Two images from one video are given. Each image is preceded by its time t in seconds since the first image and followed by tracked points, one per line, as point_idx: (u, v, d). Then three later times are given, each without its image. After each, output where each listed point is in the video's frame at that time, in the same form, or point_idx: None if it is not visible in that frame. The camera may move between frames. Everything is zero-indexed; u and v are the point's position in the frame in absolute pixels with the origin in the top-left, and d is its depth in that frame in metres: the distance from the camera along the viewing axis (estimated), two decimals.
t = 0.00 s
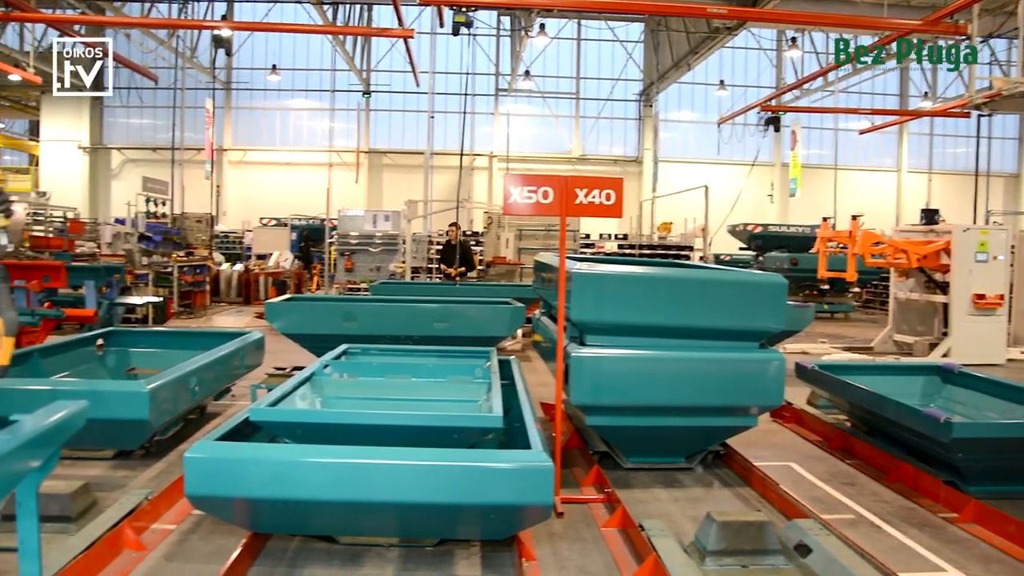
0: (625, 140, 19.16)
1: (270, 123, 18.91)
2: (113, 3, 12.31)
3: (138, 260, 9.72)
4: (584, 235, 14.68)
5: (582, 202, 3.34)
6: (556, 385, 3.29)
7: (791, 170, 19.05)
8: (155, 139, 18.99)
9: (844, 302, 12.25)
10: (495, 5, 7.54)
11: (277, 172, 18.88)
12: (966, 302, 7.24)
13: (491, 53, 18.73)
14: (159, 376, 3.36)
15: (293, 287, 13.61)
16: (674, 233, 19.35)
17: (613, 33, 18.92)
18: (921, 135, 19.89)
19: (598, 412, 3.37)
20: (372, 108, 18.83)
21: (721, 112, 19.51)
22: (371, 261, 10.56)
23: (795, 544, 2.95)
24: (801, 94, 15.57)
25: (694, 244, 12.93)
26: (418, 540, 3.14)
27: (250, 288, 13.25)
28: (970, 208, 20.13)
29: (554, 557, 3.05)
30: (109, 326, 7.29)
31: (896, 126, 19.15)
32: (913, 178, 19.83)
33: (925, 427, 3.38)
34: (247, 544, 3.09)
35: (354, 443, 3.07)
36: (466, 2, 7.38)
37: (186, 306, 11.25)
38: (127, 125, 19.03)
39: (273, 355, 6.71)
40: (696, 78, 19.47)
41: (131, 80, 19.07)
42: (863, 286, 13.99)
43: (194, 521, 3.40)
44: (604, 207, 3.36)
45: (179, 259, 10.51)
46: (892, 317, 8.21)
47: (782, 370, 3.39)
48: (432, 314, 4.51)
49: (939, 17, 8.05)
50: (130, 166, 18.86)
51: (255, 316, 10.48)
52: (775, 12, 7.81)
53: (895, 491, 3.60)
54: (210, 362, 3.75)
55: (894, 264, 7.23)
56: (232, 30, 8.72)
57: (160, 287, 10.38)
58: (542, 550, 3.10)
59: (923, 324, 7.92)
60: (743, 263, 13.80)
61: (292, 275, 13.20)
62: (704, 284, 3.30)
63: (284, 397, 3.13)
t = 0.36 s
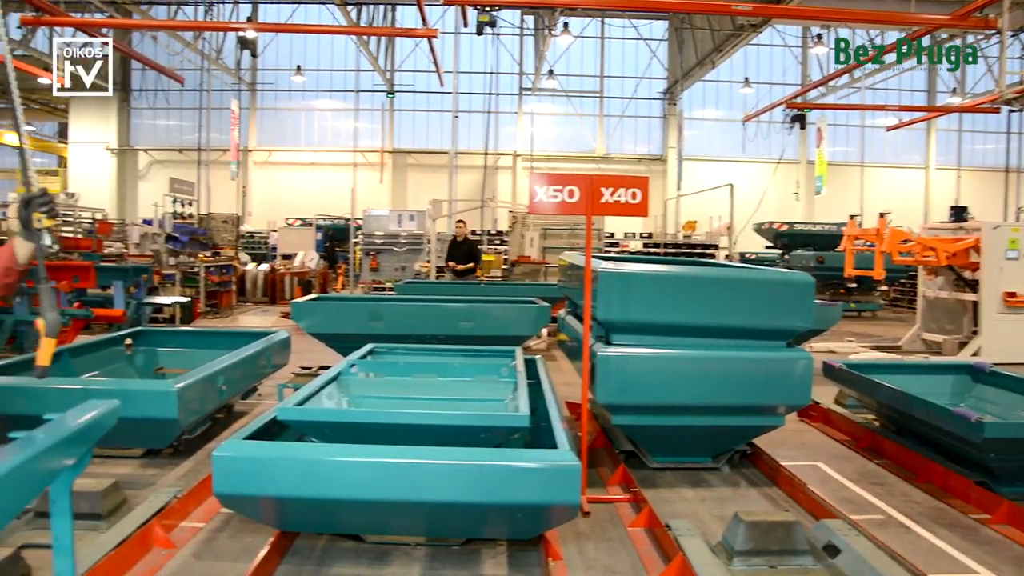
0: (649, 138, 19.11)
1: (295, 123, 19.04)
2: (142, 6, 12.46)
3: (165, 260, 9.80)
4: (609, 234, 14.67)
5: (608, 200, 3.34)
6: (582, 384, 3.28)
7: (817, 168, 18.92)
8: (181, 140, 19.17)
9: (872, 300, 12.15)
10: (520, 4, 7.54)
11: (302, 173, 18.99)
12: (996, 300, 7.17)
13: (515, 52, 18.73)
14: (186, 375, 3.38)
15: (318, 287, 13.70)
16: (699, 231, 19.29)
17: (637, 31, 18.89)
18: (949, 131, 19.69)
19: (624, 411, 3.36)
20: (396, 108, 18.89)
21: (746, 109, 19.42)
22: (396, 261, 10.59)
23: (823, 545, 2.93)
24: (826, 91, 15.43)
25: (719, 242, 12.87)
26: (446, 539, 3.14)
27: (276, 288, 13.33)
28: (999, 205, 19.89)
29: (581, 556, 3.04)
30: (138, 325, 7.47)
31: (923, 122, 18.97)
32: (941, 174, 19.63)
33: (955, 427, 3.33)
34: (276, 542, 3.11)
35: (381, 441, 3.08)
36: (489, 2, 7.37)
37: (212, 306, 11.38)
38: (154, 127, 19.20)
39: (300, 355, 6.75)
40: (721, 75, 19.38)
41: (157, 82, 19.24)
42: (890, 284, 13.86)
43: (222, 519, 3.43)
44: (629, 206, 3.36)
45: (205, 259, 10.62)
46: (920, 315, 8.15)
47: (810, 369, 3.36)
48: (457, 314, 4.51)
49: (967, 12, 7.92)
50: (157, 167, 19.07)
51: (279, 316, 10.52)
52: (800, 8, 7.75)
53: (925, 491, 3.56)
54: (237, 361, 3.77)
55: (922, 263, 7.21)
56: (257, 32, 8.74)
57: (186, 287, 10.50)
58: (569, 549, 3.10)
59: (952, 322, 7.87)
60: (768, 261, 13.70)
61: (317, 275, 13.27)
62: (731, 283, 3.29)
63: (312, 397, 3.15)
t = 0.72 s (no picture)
0: (668, 138, 19.07)
1: (315, 125, 19.15)
2: (164, 9, 12.58)
3: (187, 261, 9.84)
4: (628, 234, 14.66)
5: (629, 200, 3.34)
6: (603, 384, 3.28)
7: (838, 166, 18.82)
8: (202, 142, 19.33)
9: (893, 299, 12.07)
10: (539, 4, 7.52)
11: (323, 174, 19.09)
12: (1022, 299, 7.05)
13: (534, 52, 18.73)
14: (209, 375, 3.41)
15: (339, 287, 13.78)
16: (719, 230, 19.22)
17: (655, 29, 18.84)
18: (972, 128, 19.51)
19: (645, 411, 3.35)
20: (415, 108, 18.95)
21: (766, 108, 19.34)
22: (416, 261, 10.66)
23: (847, 546, 2.90)
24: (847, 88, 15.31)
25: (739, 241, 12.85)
26: (466, 538, 3.15)
27: (296, 289, 13.37)
28: None
29: (602, 557, 3.03)
30: (159, 326, 7.56)
31: (945, 119, 18.81)
32: (964, 172, 19.46)
33: (980, 427, 3.30)
34: (298, 542, 3.12)
35: (401, 441, 3.08)
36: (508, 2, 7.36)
37: (234, 306, 11.51)
38: (175, 129, 19.37)
39: (320, 355, 6.79)
40: (740, 74, 19.34)
41: (178, 85, 19.38)
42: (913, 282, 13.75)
43: (244, 519, 3.44)
44: (651, 205, 3.36)
45: (226, 261, 10.70)
46: (944, 314, 8.08)
47: (832, 368, 3.34)
48: (477, 314, 4.51)
49: (991, 8, 7.82)
50: (178, 169, 19.28)
51: (300, 316, 10.59)
52: (821, 5, 7.69)
53: (950, 492, 3.52)
54: (259, 361, 3.79)
55: (946, 261, 7.19)
56: (277, 34, 8.75)
57: (208, 287, 10.62)
58: (590, 550, 3.09)
59: (976, 321, 7.81)
60: (789, 260, 13.63)
61: (338, 276, 13.32)
62: (752, 282, 3.27)
63: (333, 397, 3.16)
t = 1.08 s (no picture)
0: (683, 138, 19.01)
1: (330, 127, 19.20)
2: (180, 13, 12.64)
3: (203, 263, 9.86)
4: (644, 234, 14.66)
5: (645, 200, 3.35)
6: (619, 385, 3.27)
7: (854, 166, 18.72)
8: (218, 144, 19.43)
9: (910, 300, 12.00)
10: (555, 5, 7.51)
11: (338, 175, 19.15)
12: None
13: (548, 53, 18.71)
14: (226, 377, 3.43)
15: (354, 288, 13.86)
16: (735, 230, 19.14)
17: (670, 30, 18.79)
18: (990, 127, 19.35)
19: (661, 412, 3.34)
20: (430, 110, 18.98)
21: (781, 107, 19.26)
22: (432, 263, 10.68)
23: (865, 548, 2.88)
24: (864, 87, 15.22)
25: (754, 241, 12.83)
26: (484, 539, 3.14)
27: (312, 291, 13.35)
28: None
29: (619, 558, 3.02)
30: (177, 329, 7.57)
31: (963, 117, 18.68)
32: (982, 171, 19.30)
33: (1000, 428, 3.27)
34: (315, 543, 3.13)
35: (417, 442, 3.10)
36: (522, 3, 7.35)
37: (250, 308, 11.60)
38: (191, 132, 19.47)
39: (337, 356, 6.82)
40: (756, 73, 19.28)
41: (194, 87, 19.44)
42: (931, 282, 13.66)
43: (261, 520, 3.45)
44: (667, 205, 3.36)
45: (242, 262, 10.80)
46: (962, 314, 8.02)
47: (850, 368, 3.32)
48: (492, 315, 4.51)
49: (1009, 6, 7.74)
50: (195, 172, 19.39)
51: (316, 318, 10.63)
52: (837, 4, 7.63)
53: (969, 493, 3.49)
54: (276, 363, 3.80)
55: (963, 260, 7.11)
56: (293, 36, 8.73)
57: (224, 289, 10.70)
58: (607, 551, 3.08)
59: (994, 322, 7.74)
60: (805, 260, 13.56)
61: (353, 277, 13.35)
62: (768, 283, 3.26)
63: (349, 398, 3.17)
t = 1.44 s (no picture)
0: (703, 140, 18.88)
1: (348, 130, 19.25)
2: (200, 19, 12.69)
3: (223, 267, 9.87)
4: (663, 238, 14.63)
5: (664, 204, 3.35)
6: (639, 389, 3.27)
7: (875, 168, 18.58)
8: (238, 149, 19.53)
9: (932, 303, 11.90)
10: (573, 9, 7.49)
11: (357, 179, 19.22)
12: None
13: (566, 56, 18.68)
14: (246, 380, 3.44)
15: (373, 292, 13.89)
16: (755, 233, 19.03)
17: (689, 32, 18.71)
18: (1013, 127, 19.12)
19: (681, 416, 3.34)
20: (448, 113, 19.00)
21: (801, 109, 19.17)
22: (451, 266, 10.63)
23: (888, 553, 2.84)
24: (884, 89, 15.09)
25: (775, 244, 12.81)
26: (502, 544, 3.13)
27: (330, 294, 13.74)
28: None
29: (639, 562, 3.01)
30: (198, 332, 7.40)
31: (986, 118, 18.47)
32: (1006, 172, 19.07)
33: None
34: (335, 546, 3.14)
35: (435, 446, 3.10)
36: (539, 7, 7.34)
37: (269, 312, 11.67)
38: (211, 136, 19.57)
39: (356, 361, 6.85)
40: (775, 75, 19.21)
41: (214, 92, 19.55)
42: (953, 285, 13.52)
43: (281, 523, 3.46)
44: (687, 209, 3.36)
45: (262, 266, 10.82)
46: (984, 317, 7.95)
47: (871, 372, 3.29)
48: (511, 319, 4.50)
49: None
50: (215, 176, 19.51)
51: (336, 321, 10.67)
52: (857, 6, 7.57)
53: (993, 498, 3.45)
54: (295, 366, 3.81)
55: (986, 263, 7.03)
56: (311, 41, 8.73)
57: (244, 293, 10.78)
58: (627, 555, 3.07)
59: (1018, 325, 7.65)
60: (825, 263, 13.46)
61: (372, 281, 13.36)
62: (788, 286, 3.25)
63: (369, 402, 3.19)
